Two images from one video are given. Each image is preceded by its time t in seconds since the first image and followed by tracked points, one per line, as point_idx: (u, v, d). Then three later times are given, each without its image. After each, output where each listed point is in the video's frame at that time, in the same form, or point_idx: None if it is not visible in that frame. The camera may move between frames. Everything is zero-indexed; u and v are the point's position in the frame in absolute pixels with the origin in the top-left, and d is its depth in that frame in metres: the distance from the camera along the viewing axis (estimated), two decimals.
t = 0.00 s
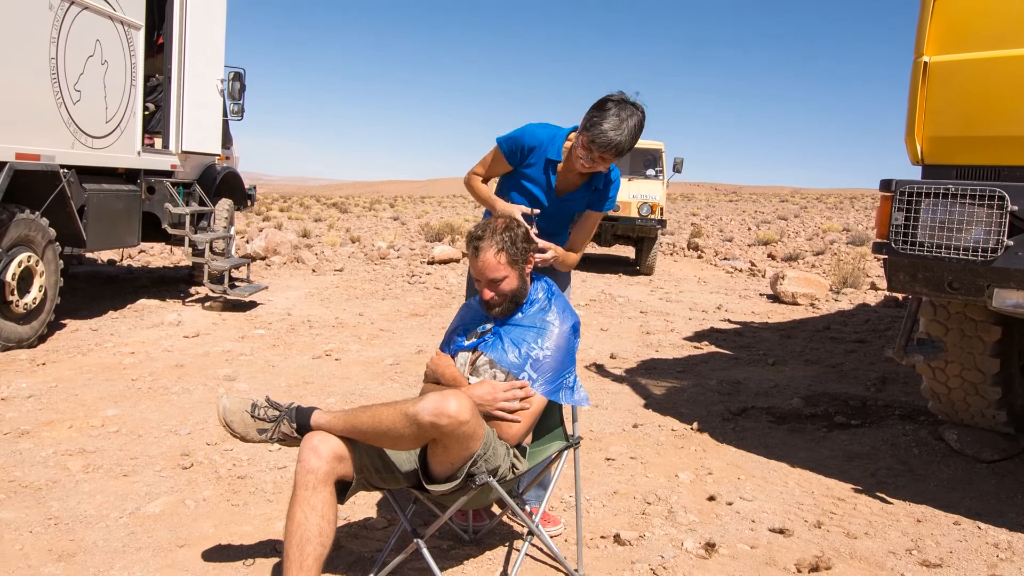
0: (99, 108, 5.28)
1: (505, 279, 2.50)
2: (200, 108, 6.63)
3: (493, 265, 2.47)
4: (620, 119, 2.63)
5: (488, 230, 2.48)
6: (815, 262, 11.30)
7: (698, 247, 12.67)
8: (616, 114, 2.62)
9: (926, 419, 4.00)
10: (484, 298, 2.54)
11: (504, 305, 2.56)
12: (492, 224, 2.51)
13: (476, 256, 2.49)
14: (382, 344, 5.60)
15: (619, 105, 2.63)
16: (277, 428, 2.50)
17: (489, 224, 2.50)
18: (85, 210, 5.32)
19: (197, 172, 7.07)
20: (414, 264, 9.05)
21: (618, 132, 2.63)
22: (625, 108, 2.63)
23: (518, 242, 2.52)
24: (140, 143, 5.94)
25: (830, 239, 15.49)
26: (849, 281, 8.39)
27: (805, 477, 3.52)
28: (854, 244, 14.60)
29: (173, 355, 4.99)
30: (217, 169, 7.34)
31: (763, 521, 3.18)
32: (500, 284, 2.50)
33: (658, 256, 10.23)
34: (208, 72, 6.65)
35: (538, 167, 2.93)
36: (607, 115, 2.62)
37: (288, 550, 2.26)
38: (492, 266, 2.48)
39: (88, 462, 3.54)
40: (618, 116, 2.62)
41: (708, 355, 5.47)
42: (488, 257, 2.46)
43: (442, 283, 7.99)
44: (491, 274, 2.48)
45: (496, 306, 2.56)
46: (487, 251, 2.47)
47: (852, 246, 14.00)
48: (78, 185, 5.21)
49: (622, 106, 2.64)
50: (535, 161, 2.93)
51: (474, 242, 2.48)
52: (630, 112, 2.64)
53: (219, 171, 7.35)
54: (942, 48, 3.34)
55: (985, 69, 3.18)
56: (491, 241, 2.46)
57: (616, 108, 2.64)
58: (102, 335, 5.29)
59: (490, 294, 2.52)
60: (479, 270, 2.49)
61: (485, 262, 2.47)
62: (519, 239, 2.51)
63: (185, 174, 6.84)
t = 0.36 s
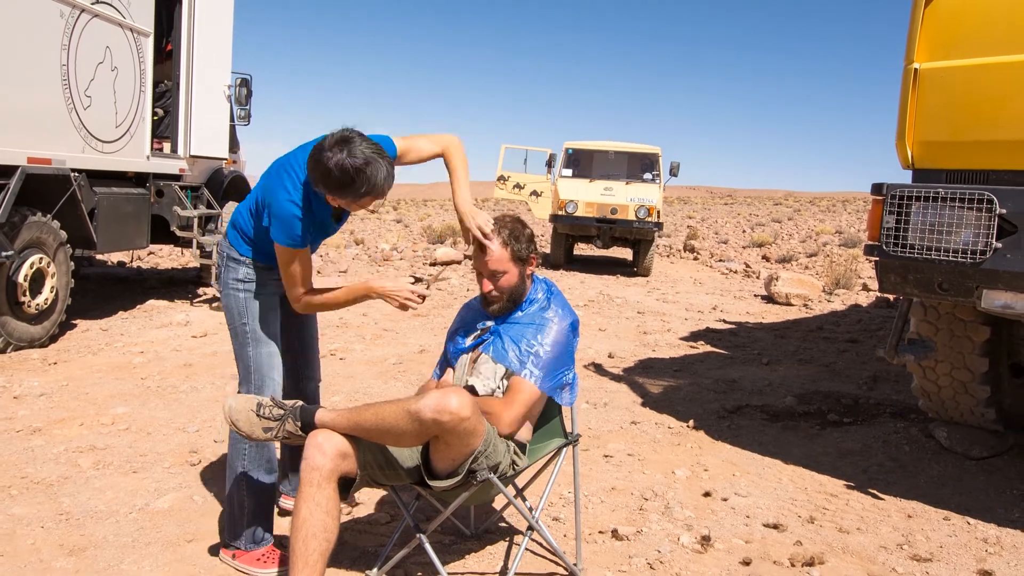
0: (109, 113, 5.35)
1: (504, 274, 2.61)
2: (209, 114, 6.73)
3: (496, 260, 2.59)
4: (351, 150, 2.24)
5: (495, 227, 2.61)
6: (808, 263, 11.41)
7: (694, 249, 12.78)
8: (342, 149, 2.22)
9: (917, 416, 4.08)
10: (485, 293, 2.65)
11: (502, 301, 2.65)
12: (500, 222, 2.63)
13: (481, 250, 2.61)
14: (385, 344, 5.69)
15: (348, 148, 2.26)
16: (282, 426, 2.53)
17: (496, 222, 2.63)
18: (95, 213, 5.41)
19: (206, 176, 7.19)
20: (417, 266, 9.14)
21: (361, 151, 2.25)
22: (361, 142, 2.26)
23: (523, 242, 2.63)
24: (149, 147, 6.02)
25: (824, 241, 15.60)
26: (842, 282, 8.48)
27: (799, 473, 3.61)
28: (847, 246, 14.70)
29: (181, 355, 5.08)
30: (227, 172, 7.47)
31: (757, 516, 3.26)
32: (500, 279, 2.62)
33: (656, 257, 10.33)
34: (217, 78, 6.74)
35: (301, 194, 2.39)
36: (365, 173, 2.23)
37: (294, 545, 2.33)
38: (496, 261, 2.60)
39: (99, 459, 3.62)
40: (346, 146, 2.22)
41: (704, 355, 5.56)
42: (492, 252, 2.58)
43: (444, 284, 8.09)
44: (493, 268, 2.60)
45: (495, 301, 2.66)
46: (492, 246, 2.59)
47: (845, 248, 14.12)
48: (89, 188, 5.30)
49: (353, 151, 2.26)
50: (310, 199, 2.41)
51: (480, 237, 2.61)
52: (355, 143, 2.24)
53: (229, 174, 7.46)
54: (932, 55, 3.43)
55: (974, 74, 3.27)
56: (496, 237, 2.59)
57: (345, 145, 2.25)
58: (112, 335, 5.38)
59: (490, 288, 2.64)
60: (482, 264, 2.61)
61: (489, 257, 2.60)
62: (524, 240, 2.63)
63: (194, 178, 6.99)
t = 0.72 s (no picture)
0: (117, 117, 5.43)
1: (504, 278, 2.64)
2: (213, 117, 6.83)
3: (497, 265, 2.62)
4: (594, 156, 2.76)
5: (496, 231, 2.63)
6: (801, 265, 11.51)
7: (691, 250, 12.88)
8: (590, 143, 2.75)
9: (909, 415, 4.16)
10: (484, 294, 2.69)
11: (500, 304, 2.70)
12: (501, 225, 2.65)
13: (483, 252, 2.64)
14: (388, 344, 5.77)
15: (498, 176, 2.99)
16: (311, 432, 2.62)
17: (498, 225, 2.65)
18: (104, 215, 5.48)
19: (212, 179, 7.24)
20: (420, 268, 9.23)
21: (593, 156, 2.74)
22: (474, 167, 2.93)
23: (524, 246, 2.66)
24: (157, 151, 6.09)
25: (818, 243, 15.70)
26: (835, 283, 8.56)
27: (793, 471, 3.68)
28: (840, 248, 14.79)
29: (188, 354, 5.15)
30: (233, 175, 7.48)
31: (752, 512, 3.34)
32: (500, 283, 2.65)
33: (653, 259, 10.42)
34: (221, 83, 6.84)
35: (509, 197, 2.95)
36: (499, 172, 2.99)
37: (312, 545, 2.40)
38: (496, 265, 2.63)
39: (108, 456, 3.70)
40: (599, 147, 2.74)
41: (700, 354, 5.64)
42: (492, 257, 2.61)
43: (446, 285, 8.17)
44: (493, 272, 2.63)
45: (493, 302, 2.71)
46: (493, 251, 2.62)
47: (839, 249, 14.22)
48: (98, 191, 5.38)
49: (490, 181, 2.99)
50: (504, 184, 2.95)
51: (483, 241, 2.63)
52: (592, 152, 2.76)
53: (235, 177, 7.48)
54: (924, 61, 3.51)
55: (966, 78, 3.35)
56: (498, 241, 2.61)
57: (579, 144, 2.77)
58: (120, 335, 5.45)
59: (489, 291, 2.67)
60: (483, 267, 2.65)
61: (490, 261, 2.63)
62: (525, 244, 2.65)
63: (201, 181, 7.01)
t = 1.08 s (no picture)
0: (126, 122, 5.51)
1: (503, 285, 2.74)
2: (221, 123, 6.93)
3: (497, 272, 2.72)
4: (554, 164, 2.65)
5: (495, 239, 2.73)
6: (796, 266, 11.61)
7: (687, 252, 13.00)
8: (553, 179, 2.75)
9: (900, 413, 4.24)
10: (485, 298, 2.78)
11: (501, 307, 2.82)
12: (499, 232, 2.75)
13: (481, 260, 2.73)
14: (391, 343, 5.85)
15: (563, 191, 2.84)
16: (314, 428, 2.71)
17: (496, 232, 2.75)
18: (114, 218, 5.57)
19: (219, 182, 7.37)
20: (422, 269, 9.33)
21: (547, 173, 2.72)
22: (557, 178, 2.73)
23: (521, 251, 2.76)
24: (165, 155, 6.18)
25: (812, 245, 15.81)
26: (829, 283, 8.65)
27: (787, 467, 3.76)
28: (834, 250, 14.90)
29: (196, 353, 5.24)
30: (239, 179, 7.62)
31: (747, 508, 3.42)
32: (500, 289, 2.75)
33: (650, 260, 10.51)
34: (229, 88, 6.93)
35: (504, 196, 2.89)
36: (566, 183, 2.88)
37: (316, 539, 2.47)
38: (495, 271, 2.72)
39: (117, 453, 3.78)
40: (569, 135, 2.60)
41: (696, 354, 5.72)
42: (492, 263, 2.70)
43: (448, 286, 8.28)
44: (492, 280, 2.73)
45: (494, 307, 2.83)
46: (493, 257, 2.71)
47: (833, 251, 14.34)
48: (107, 194, 5.47)
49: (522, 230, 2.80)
50: (490, 175, 2.87)
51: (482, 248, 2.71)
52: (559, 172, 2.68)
53: (241, 181, 7.61)
54: (915, 67, 3.59)
55: (957, 83, 3.43)
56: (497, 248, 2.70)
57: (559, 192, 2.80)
58: (129, 335, 5.53)
59: (491, 296, 2.78)
60: (482, 273, 2.73)
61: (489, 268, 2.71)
62: (523, 250, 2.75)
63: (207, 184, 7.15)
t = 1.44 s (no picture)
0: (133, 125, 5.59)
1: (501, 283, 2.79)
2: (227, 126, 7.02)
3: (495, 271, 2.76)
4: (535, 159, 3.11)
5: (493, 238, 2.75)
6: (790, 267, 11.71)
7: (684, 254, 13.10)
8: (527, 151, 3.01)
9: (893, 411, 4.32)
10: (481, 297, 2.84)
11: (498, 304, 2.86)
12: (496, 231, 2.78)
13: (479, 258, 2.76)
14: (394, 343, 5.93)
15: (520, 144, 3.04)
16: (316, 426, 2.77)
17: (494, 231, 2.77)
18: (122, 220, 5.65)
19: (225, 185, 7.48)
20: (425, 270, 9.41)
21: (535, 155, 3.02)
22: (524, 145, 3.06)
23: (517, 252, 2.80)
24: (172, 158, 6.25)
25: (806, 246, 15.91)
26: (823, 284, 8.73)
27: (782, 465, 3.83)
28: (827, 251, 14.97)
29: (202, 353, 5.32)
30: (244, 182, 7.75)
31: (743, 504, 3.49)
32: (497, 287, 2.80)
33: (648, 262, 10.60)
34: (235, 92, 7.02)
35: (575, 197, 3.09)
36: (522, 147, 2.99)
37: (320, 535, 2.55)
38: (493, 272, 2.77)
39: (125, 451, 3.86)
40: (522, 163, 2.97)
41: (693, 353, 5.80)
42: (489, 264, 2.75)
43: (450, 287, 8.36)
44: (491, 278, 2.78)
45: (490, 303, 2.87)
46: (489, 257, 2.75)
47: (826, 253, 14.45)
48: (116, 197, 5.54)
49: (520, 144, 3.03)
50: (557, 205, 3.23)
51: (479, 248, 2.75)
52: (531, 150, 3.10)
53: (246, 184, 7.74)
54: (907, 72, 3.67)
55: (949, 87, 3.50)
56: (495, 249, 2.74)
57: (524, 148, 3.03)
58: (137, 335, 5.61)
59: (487, 294, 2.83)
60: (479, 272, 2.78)
61: (486, 268, 2.76)
62: (519, 250, 2.79)
63: (213, 187, 7.21)
